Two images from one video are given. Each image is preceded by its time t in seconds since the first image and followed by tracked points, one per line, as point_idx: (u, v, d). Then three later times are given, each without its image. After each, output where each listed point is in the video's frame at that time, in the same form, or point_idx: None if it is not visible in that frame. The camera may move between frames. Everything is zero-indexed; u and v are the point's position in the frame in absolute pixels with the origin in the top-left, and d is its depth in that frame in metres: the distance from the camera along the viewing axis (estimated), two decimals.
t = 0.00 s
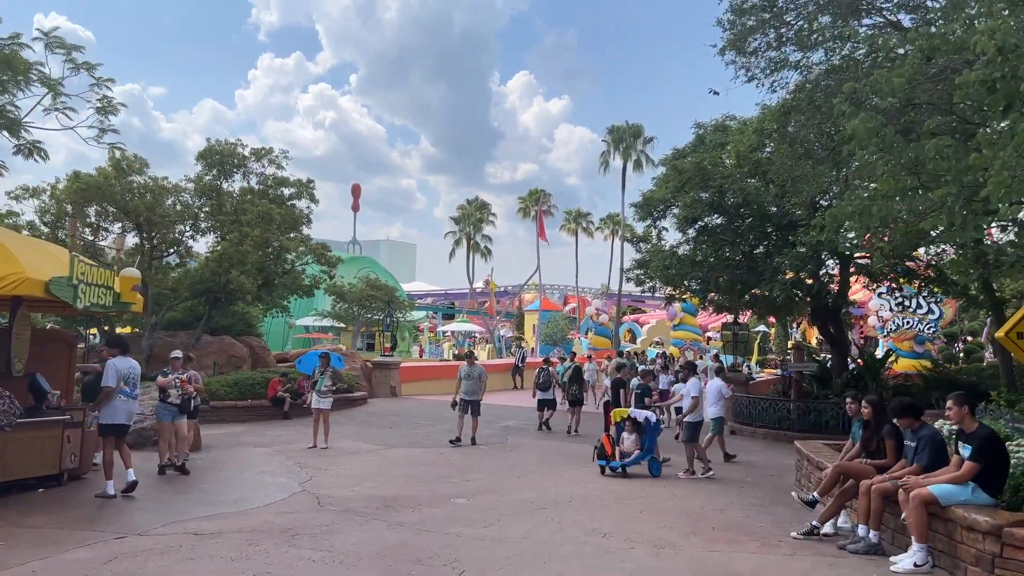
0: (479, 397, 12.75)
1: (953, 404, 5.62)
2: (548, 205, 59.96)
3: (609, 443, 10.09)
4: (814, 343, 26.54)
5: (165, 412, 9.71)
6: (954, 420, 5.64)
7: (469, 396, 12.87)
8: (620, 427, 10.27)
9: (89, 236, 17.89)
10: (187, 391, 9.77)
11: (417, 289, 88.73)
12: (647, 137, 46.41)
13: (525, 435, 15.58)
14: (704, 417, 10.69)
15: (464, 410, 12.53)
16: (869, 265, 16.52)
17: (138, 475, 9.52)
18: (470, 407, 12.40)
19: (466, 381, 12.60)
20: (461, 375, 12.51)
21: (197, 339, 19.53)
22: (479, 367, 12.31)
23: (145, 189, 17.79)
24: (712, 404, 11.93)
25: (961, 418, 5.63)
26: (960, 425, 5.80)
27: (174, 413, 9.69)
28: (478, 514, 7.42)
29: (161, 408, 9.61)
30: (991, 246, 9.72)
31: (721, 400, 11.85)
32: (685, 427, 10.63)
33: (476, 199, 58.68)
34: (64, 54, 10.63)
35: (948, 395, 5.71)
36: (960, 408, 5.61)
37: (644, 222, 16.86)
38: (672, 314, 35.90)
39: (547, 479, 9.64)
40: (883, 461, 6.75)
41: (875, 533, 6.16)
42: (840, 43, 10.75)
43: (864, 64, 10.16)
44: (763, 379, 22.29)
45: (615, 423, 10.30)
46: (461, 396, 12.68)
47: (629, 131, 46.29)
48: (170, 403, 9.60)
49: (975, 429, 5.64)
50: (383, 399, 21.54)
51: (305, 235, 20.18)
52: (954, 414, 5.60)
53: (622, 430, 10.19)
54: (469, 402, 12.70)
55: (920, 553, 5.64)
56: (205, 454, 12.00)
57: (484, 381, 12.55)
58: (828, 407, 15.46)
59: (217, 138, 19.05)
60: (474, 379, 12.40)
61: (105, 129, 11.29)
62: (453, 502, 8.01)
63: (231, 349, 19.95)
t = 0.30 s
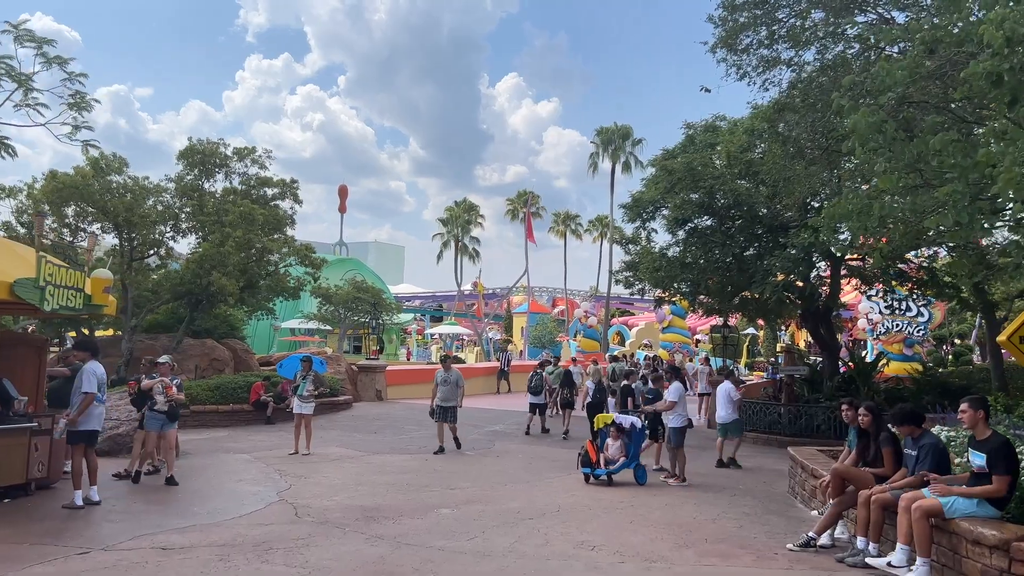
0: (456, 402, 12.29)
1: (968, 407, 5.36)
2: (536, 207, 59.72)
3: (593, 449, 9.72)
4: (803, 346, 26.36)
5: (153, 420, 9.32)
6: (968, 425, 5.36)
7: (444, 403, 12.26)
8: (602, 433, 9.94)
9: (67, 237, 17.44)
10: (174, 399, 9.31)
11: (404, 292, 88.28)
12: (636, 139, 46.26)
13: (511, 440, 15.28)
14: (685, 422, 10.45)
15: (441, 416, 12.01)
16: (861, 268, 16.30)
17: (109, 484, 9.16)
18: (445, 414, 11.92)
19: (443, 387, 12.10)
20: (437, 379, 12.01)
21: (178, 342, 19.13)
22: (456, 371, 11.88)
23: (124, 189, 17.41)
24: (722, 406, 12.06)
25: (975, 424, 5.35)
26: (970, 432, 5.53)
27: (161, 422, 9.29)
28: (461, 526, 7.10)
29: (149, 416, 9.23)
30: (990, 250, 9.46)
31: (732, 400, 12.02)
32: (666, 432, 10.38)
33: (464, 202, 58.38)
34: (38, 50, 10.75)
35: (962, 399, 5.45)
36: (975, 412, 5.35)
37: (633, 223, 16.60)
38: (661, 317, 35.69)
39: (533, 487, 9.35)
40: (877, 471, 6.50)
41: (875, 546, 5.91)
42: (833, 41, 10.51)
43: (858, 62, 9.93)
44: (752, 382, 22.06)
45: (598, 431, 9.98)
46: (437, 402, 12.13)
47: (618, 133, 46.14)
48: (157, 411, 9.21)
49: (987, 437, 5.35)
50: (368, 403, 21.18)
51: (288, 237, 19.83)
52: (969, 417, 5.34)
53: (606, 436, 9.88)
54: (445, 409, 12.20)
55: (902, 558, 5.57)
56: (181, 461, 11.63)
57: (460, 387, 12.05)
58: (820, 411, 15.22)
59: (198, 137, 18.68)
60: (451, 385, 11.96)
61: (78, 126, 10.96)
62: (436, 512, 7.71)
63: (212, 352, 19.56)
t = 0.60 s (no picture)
0: (438, 405, 11.57)
1: (976, 408, 5.14)
2: (529, 208, 59.52)
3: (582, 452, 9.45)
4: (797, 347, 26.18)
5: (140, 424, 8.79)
6: (975, 427, 5.15)
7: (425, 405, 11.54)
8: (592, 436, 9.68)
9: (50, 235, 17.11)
10: (161, 400, 8.83)
11: (396, 293, 87.91)
12: (629, 140, 46.08)
13: (503, 442, 15.02)
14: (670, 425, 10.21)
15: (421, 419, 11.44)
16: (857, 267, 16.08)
17: (85, 489, 8.86)
18: (427, 416, 11.38)
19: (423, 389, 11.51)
20: (418, 380, 11.51)
21: (164, 343, 18.81)
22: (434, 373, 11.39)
23: (109, 187, 17.10)
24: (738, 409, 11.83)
25: (983, 426, 5.13)
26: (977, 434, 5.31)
27: (148, 425, 8.79)
28: (449, 532, 6.84)
29: (135, 419, 8.71)
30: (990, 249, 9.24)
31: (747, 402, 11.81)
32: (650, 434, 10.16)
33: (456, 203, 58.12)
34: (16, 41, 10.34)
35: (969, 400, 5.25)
36: (983, 414, 5.14)
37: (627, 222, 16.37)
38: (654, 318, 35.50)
39: (524, 491, 9.11)
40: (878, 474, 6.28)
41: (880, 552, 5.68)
42: (831, 34, 10.29)
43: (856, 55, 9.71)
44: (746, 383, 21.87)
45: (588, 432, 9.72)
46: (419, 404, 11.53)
47: (611, 134, 45.97)
48: (144, 413, 8.69)
49: (995, 440, 5.14)
50: (358, 405, 20.88)
51: (277, 236, 19.54)
52: (977, 418, 5.12)
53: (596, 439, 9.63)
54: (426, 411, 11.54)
55: (879, 538, 5.42)
56: (164, 464, 11.33)
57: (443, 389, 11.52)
58: (815, 413, 15.02)
59: (185, 134, 18.39)
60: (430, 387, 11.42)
61: (57, 119, 10.67)
62: (423, 517, 7.45)
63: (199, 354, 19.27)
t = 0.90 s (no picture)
0: (423, 411, 11.24)
1: (985, 416, 4.92)
2: (526, 209, 59.28)
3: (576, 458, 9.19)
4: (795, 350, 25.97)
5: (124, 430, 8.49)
6: (986, 436, 4.92)
7: (411, 408, 11.27)
8: (585, 441, 9.43)
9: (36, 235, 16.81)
10: (145, 406, 8.47)
11: (392, 295, 87.63)
12: (625, 141, 45.86)
13: (498, 446, 14.79)
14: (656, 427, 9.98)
15: (406, 424, 11.14)
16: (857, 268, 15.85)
17: (65, 496, 8.59)
18: (413, 421, 11.08)
19: (409, 392, 11.16)
20: (403, 385, 11.16)
21: (154, 346, 18.51)
22: (424, 376, 11.12)
23: (96, 187, 16.80)
24: (755, 413, 11.66)
25: (994, 435, 4.92)
26: (989, 442, 5.08)
27: (132, 432, 8.50)
28: (438, 542, 6.58)
29: (118, 426, 8.41)
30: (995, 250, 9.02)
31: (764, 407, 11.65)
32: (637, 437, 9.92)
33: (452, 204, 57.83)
34: None
35: (979, 407, 5.01)
36: (994, 422, 4.91)
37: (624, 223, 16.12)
38: (650, 320, 35.27)
39: (518, 498, 8.85)
40: (883, 482, 6.04)
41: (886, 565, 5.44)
42: (832, 30, 10.06)
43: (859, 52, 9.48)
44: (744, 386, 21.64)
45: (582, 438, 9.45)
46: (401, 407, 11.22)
47: (608, 135, 45.73)
48: (128, 421, 8.39)
49: (1006, 449, 4.93)
50: (351, 409, 20.63)
51: (269, 237, 19.27)
52: (986, 427, 4.90)
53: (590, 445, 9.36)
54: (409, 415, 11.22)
55: (893, 532, 5.19)
56: (149, 470, 11.04)
57: (429, 393, 11.20)
58: (814, 416, 14.82)
59: (175, 134, 18.11)
60: (416, 390, 11.13)
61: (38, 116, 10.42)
62: (413, 527, 7.20)
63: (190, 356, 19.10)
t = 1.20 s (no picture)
0: (405, 414, 10.91)
1: (1003, 415, 4.73)
2: (524, 210, 59.07)
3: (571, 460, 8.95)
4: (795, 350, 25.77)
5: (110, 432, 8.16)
6: (1003, 436, 4.74)
7: (393, 413, 10.89)
8: (580, 443, 9.26)
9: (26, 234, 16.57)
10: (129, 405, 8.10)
11: (390, 296, 87.39)
12: (624, 141, 45.64)
13: (494, 448, 14.55)
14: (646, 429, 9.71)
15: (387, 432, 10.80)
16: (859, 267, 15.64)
17: (47, 499, 8.35)
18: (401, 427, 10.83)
19: (392, 396, 10.87)
20: (386, 389, 10.87)
21: (147, 346, 18.26)
22: (409, 378, 10.88)
23: (88, 185, 16.55)
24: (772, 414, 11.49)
25: (1011, 435, 4.72)
26: (1006, 442, 4.90)
27: (117, 434, 8.16)
28: (428, 548, 6.35)
29: (103, 428, 8.08)
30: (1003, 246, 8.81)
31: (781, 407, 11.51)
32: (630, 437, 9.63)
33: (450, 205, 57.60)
34: None
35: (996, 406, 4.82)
36: (1011, 421, 4.72)
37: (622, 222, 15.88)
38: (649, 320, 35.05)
39: (514, 501, 8.63)
40: (889, 484, 5.82)
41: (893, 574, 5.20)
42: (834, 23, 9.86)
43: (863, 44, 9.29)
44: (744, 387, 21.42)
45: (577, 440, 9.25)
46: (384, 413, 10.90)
47: (606, 135, 45.51)
48: (112, 423, 8.05)
49: None
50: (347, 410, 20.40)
51: (263, 236, 19.05)
52: (1004, 427, 4.70)
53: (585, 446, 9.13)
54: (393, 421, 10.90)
55: (897, 546, 4.98)
56: (138, 472, 10.81)
57: (412, 397, 10.96)
58: (816, 418, 14.60)
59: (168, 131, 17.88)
60: (400, 394, 10.86)
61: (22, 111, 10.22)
62: (403, 531, 6.98)
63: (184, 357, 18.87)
